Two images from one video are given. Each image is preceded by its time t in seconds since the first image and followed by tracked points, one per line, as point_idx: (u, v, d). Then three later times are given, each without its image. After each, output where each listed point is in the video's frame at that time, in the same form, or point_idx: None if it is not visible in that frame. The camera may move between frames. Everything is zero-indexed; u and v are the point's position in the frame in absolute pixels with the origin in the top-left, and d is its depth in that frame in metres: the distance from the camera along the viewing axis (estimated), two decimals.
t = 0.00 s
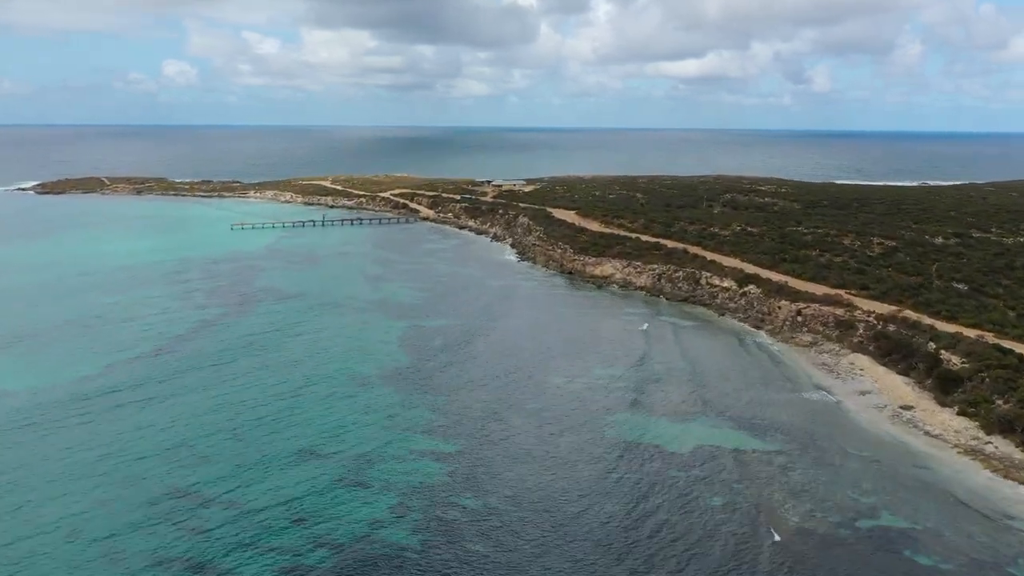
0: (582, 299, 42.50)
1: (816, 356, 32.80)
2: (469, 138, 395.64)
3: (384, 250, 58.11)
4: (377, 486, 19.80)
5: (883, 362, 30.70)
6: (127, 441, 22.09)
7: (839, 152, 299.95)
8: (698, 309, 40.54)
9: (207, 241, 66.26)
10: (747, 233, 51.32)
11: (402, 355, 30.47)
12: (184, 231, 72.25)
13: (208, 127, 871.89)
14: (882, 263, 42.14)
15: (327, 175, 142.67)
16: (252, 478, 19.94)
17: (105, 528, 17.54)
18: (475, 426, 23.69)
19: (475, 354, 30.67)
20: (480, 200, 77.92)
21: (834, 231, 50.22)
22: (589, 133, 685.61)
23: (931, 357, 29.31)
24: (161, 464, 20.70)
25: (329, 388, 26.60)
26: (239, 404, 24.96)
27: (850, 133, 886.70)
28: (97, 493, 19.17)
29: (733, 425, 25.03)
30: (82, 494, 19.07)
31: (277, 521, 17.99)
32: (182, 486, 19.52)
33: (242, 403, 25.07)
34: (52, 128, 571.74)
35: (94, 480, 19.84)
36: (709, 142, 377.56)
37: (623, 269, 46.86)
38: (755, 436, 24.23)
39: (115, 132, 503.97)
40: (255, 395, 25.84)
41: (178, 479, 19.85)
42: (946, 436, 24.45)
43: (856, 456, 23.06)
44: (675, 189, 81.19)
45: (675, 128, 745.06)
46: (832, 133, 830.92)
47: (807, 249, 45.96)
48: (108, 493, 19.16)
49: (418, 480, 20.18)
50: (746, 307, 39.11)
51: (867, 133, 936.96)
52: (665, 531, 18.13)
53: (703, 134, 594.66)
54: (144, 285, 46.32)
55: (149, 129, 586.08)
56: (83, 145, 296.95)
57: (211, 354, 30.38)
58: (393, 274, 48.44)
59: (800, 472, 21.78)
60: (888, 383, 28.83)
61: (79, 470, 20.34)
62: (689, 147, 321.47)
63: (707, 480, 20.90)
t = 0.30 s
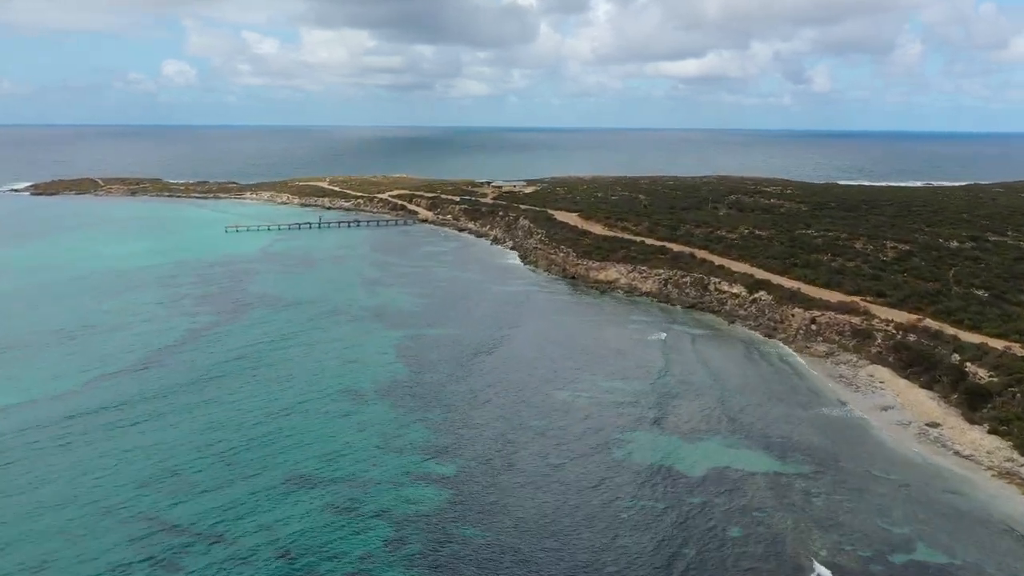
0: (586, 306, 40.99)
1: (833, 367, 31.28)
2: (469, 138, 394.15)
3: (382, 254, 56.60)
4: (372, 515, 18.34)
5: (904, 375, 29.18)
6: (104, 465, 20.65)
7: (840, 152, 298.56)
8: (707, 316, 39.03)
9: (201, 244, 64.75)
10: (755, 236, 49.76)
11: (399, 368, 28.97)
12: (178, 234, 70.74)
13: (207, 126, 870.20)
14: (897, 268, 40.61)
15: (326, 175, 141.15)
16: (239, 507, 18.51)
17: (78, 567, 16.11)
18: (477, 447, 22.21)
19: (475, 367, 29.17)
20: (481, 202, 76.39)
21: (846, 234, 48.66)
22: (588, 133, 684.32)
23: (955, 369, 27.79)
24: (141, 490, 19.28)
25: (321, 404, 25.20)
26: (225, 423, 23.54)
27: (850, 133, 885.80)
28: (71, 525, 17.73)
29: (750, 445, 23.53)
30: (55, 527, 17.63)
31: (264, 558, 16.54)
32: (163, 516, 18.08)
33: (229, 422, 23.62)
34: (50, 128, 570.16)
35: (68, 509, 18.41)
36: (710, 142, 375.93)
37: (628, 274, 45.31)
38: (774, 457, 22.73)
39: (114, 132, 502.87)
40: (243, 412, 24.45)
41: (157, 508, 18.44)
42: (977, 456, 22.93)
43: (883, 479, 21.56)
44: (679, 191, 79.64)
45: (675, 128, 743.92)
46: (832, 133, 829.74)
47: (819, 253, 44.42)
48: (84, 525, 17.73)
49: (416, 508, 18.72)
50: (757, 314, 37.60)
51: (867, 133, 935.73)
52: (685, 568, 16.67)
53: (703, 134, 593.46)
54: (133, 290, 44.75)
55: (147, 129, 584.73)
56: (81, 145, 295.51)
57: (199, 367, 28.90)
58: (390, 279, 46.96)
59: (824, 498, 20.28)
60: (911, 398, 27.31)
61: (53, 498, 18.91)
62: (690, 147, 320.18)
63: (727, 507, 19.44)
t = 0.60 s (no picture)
0: (589, 313, 39.57)
1: (850, 379, 29.84)
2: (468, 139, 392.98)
3: (379, 259, 55.12)
4: (367, 549, 16.91)
5: (926, 389, 27.74)
6: (77, 489, 19.34)
7: (840, 152, 297.64)
8: (716, 323, 37.60)
9: (194, 249, 63.23)
10: (763, 240, 48.32)
11: (395, 381, 27.54)
12: (170, 238, 69.22)
13: (204, 127, 868.18)
14: (912, 274, 39.20)
15: (323, 177, 139.48)
16: (224, 541, 17.11)
17: None
18: (479, 469, 20.80)
19: (475, 380, 27.75)
20: (480, 204, 74.90)
21: (857, 237, 47.21)
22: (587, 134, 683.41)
23: (981, 384, 26.36)
24: (114, 518, 17.95)
25: (312, 418, 23.83)
26: (208, 440, 22.20)
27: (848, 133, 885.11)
28: (42, 560, 16.35)
29: (769, 467, 22.11)
30: (23, 564, 16.22)
31: None
32: (141, 550, 16.68)
33: (214, 439, 22.28)
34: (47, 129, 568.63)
35: (39, 543, 16.99)
36: (710, 142, 374.95)
37: (633, 280, 43.88)
38: (794, 480, 21.31)
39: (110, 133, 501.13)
40: (229, 427, 23.10)
41: (130, 539, 17.12)
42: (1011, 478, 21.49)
43: (913, 505, 20.14)
44: (682, 193, 78.17)
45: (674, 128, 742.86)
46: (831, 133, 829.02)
47: (830, 258, 42.98)
48: (56, 561, 16.33)
49: (415, 539, 17.30)
50: (768, 322, 36.18)
51: (866, 132, 934.92)
52: None
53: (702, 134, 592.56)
54: (120, 298, 43.28)
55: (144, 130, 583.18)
56: (76, 146, 293.86)
57: (184, 379, 27.51)
58: (387, 285, 45.50)
59: (852, 527, 18.86)
60: (935, 413, 25.86)
61: (23, 530, 17.49)
62: (689, 148, 319.03)
63: (749, 536, 18.01)
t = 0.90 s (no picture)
0: (593, 320, 38.11)
1: (870, 392, 28.37)
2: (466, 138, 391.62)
3: (375, 263, 53.65)
4: None
5: (952, 404, 26.27)
6: (50, 521, 17.85)
7: (840, 152, 296.37)
8: (726, 332, 36.13)
9: (186, 252, 61.73)
10: (772, 244, 46.86)
11: (390, 396, 26.10)
12: (162, 241, 67.70)
13: (202, 127, 866.52)
14: (928, 280, 37.77)
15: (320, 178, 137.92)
16: None
17: None
18: (481, 496, 19.34)
19: (474, 395, 26.27)
20: (479, 205, 73.42)
21: (869, 242, 45.74)
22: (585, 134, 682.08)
23: (1011, 399, 24.91)
24: (82, 552, 16.58)
25: (301, 438, 22.45)
26: (190, 462, 20.82)
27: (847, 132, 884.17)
28: None
29: (791, 492, 20.63)
30: None
31: None
32: None
33: (195, 461, 20.90)
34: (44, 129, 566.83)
35: None
36: (709, 142, 373.71)
37: (638, 286, 42.42)
38: (819, 507, 19.84)
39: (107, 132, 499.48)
40: (212, 448, 21.72)
41: None
42: None
43: (947, 536, 18.64)
44: (685, 194, 76.70)
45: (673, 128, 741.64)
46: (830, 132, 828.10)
47: (842, 263, 41.53)
48: None
49: None
50: (779, 331, 34.73)
51: (865, 132, 934.16)
52: None
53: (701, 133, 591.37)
54: (106, 306, 41.86)
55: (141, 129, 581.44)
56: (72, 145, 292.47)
57: (168, 395, 26.09)
58: (383, 290, 44.03)
59: (885, 562, 17.37)
60: (963, 431, 24.35)
61: None
62: (688, 147, 317.75)
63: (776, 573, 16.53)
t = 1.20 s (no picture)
0: (598, 328, 36.61)
1: (892, 407, 26.85)
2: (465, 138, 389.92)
3: (372, 267, 52.17)
4: None
5: (981, 420, 24.74)
6: (19, 559, 16.38)
7: (840, 152, 295.15)
8: (736, 340, 34.63)
9: (179, 256, 60.25)
10: (782, 248, 45.35)
11: (386, 413, 24.62)
12: (155, 243, 66.23)
13: (200, 126, 864.63)
14: (947, 287, 36.27)
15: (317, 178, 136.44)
16: None
17: None
18: (485, 528, 17.88)
19: (474, 413, 24.78)
20: (478, 207, 71.92)
21: (882, 246, 44.21)
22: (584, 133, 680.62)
23: None
24: None
25: (290, 462, 21.00)
26: (172, 489, 19.38)
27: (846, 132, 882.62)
28: None
29: (817, 521, 19.14)
30: None
31: None
32: None
33: (177, 487, 19.46)
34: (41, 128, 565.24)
35: None
36: (708, 142, 372.34)
37: (643, 292, 40.91)
38: (848, 538, 18.34)
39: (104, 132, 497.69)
40: (196, 474, 20.26)
41: None
42: None
43: (989, 571, 17.17)
44: (689, 195, 75.21)
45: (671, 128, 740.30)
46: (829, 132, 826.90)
47: (855, 268, 40.02)
48: None
49: None
50: (793, 340, 33.23)
51: (864, 132, 933.10)
52: None
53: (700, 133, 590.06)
54: (92, 313, 40.40)
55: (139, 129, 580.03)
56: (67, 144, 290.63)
57: (150, 412, 24.67)
58: (380, 296, 42.56)
59: None
60: (996, 451, 22.81)
61: None
62: (687, 147, 316.11)
63: None
